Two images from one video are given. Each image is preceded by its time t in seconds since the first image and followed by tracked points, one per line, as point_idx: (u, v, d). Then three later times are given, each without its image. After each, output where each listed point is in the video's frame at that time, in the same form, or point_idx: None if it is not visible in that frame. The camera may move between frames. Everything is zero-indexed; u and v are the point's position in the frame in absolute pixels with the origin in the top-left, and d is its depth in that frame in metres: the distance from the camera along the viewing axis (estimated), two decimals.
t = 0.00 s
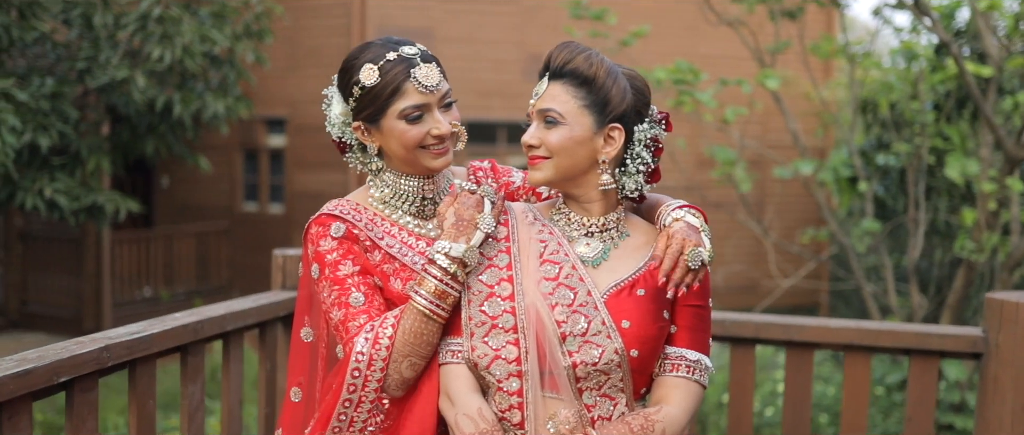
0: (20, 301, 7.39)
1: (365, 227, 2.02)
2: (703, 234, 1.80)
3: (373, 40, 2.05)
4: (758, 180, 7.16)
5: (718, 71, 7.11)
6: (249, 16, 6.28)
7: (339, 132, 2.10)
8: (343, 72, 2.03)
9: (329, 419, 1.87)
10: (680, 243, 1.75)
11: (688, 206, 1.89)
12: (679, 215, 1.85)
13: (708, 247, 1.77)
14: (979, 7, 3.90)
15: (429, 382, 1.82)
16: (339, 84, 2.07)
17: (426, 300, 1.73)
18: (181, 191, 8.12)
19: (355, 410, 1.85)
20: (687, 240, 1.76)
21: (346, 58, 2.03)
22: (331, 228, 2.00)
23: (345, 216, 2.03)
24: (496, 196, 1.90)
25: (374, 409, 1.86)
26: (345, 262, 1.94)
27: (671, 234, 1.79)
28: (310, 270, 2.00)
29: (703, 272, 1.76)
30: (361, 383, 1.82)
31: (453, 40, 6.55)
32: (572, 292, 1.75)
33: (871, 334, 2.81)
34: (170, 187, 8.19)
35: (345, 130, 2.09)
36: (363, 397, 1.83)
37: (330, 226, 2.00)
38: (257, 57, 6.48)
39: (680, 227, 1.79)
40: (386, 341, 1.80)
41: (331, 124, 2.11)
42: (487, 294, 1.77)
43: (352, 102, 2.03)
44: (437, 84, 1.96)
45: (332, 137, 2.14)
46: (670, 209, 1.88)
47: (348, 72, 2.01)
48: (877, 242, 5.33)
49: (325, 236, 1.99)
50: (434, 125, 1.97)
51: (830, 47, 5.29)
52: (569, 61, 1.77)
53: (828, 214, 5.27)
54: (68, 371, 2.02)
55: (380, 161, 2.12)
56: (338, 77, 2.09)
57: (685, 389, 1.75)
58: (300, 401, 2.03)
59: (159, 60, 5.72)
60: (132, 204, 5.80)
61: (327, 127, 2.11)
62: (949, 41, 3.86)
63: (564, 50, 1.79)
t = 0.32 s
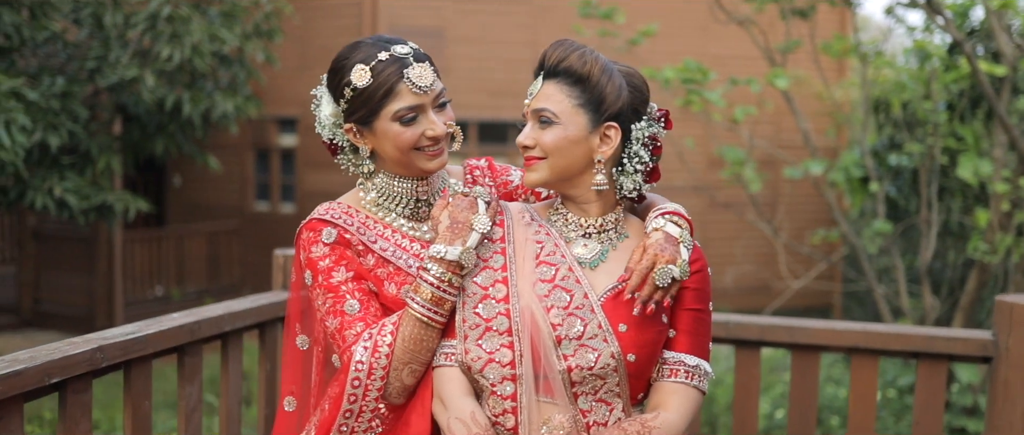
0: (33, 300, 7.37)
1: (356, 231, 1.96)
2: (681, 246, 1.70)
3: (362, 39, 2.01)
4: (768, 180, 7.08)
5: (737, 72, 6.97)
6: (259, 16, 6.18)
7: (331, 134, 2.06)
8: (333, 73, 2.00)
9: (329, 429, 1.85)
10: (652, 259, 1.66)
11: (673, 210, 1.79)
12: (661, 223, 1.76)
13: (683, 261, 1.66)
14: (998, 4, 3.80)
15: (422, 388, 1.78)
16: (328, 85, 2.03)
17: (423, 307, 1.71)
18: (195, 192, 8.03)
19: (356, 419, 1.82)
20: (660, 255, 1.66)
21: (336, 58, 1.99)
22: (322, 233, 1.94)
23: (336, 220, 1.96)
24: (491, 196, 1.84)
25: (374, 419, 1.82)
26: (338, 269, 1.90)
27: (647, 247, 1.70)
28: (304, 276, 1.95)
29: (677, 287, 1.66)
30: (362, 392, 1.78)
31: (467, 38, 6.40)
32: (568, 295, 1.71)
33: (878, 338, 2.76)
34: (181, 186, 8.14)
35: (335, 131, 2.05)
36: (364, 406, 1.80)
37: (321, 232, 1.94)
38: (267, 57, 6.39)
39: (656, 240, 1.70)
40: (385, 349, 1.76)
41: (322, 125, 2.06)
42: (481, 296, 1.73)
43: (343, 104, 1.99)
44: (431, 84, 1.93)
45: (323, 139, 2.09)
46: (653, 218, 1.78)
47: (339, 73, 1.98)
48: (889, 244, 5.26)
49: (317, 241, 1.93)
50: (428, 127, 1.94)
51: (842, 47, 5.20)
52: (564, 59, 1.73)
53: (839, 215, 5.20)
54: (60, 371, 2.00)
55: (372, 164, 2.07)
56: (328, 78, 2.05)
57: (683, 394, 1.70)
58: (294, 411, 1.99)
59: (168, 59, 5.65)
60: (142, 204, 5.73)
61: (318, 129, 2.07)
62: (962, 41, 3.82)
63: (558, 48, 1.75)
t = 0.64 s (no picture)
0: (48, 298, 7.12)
1: (351, 235, 1.92)
2: (669, 253, 1.66)
3: (354, 38, 1.98)
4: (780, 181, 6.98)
5: (750, 71, 6.80)
6: (271, 16, 6.00)
7: (323, 136, 2.04)
8: (325, 75, 1.96)
9: None
10: (635, 267, 1.64)
11: (669, 213, 1.72)
12: (650, 226, 1.70)
13: (668, 269, 1.63)
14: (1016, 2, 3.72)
15: (421, 393, 1.74)
16: (320, 86, 1.99)
17: (418, 312, 1.68)
18: (210, 192, 7.81)
19: (354, 429, 1.78)
20: (644, 263, 1.64)
21: (327, 59, 1.96)
22: (315, 239, 1.89)
23: (329, 225, 1.92)
24: (487, 198, 1.82)
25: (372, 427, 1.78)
26: (332, 276, 1.85)
27: (633, 252, 1.67)
28: (298, 282, 1.91)
29: (661, 295, 1.64)
30: (360, 400, 1.75)
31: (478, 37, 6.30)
32: (566, 298, 1.68)
33: (888, 341, 2.72)
34: (196, 186, 7.87)
35: (329, 134, 2.02)
36: (362, 415, 1.76)
37: (315, 237, 1.90)
38: (279, 57, 6.26)
39: (643, 246, 1.66)
40: (382, 356, 1.72)
41: (314, 128, 2.04)
42: (478, 298, 1.69)
43: (336, 106, 1.96)
44: (426, 85, 1.90)
45: (316, 141, 2.06)
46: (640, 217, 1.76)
47: (331, 74, 1.94)
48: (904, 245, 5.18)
49: (310, 247, 1.89)
50: (424, 128, 1.91)
51: (855, 46, 5.11)
52: (560, 58, 1.70)
53: (853, 215, 5.12)
54: (55, 373, 1.98)
55: (365, 167, 2.04)
56: (319, 79, 2.02)
57: (684, 400, 1.66)
58: (290, 420, 1.94)
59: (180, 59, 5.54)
60: (155, 203, 5.62)
61: (310, 132, 2.04)
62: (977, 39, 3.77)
63: (554, 47, 1.72)
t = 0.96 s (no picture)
0: (62, 298, 7.03)
1: (346, 238, 1.90)
2: (659, 256, 1.62)
3: (345, 38, 1.95)
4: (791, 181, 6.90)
5: (762, 72, 6.59)
6: (281, 16, 5.94)
7: (317, 140, 2.01)
8: (317, 78, 1.94)
9: None
10: (622, 270, 1.61)
11: (663, 215, 1.68)
12: (642, 228, 1.66)
13: (656, 273, 1.60)
14: None
15: (416, 398, 1.71)
16: (312, 89, 1.97)
17: (413, 316, 1.65)
18: (227, 193, 7.77)
19: None
20: (632, 267, 1.60)
21: (318, 62, 1.93)
22: (310, 241, 1.87)
23: (325, 227, 1.90)
24: (485, 198, 1.79)
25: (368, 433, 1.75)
26: (327, 279, 1.83)
27: (621, 255, 1.63)
28: (293, 285, 1.89)
29: (648, 300, 1.61)
30: (355, 406, 1.71)
31: (491, 37, 6.20)
32: (564, 301, 1.65)
33: (898, 344, 2.67)
34: (209, 186, 7.82)
35: (324, 138, 1.99)
36: (356, 421, 1.73)
37: (309, 240, 1.87)
38: (290, 57, 6.16)
39: (632, 249, 1.63)
40: (378, 361, 1.69)
41: (308, 132, 2.01)
42: (474, 301, 1.66)
43: (329, 109, 1.94)
44: (420, 85, 1.88)
45: (311, 146, 2.04)
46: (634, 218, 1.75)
47: (323, 77, 1.92)
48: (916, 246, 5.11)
49: (304, 250, 1.86)
50: (420, 129, 1.89)
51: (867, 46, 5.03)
52: (554, 58, 1.68)
53: (866, 216, 5.05)
54: (50, 375, 1.97)
55: (359, 170, 2.01)
56: (311, 82, 2.00)
57: (684, 407, 1.62)
58: (284, 425, 1.92)
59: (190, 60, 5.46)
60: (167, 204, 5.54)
61: (304, 136, 2.02)
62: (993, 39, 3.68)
63: (548, 46, 1.70)
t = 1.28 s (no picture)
0: (78, 298, 6.90)
1: (343, 239, 1.87)
2: (650, 258, 1.59)
3: (340, 39, 1.93)
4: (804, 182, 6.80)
5: (776, 73, 6.46)
6: (293, 16, 5.81)
7: (315, 143, 1.98)
8: (313, 79, 1.91)
9: None
10: (611, 272, 1.59)
11: (658, 216, 1.65)
12: (635, 229, 1.64)
13: (646, 276, 1.57)
14: None
15: (412, 403, 1.69)
16: (308, 92, 1.94)
17: (409, 320, 1.62)
18: (242, 193, 7.47)
19: None
20: (620, 269, 1.58)
21: (314, 63, 1.91)
22: (306, 243, 1.84)
23: (322, 228, 1.87)
24: (484, 199, 1.76)
25: None
26: (323, 281, 1.80)
27: (611, 256, 1.61)
28: (289, 288, 1.86)
29: (636, 302, 1.59)
30: (349, 411, 1.68)
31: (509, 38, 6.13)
32: (563, 304, 1.62)
33: (908, 348, 2.62)
34: (223, 187, 7.56)
35: (322, 141, 1.97)
36: (351, 426, 1.70)
37: (306, 241, 1.84)
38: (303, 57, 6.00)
39: (623, 250, 1.60)
40: (373, 365, 1.67)
41: (305, 135, 1.99)
42: (471, 304, 1.63)
43: (326, 111, 1.91)
44: (418, 85, 1.85)
45: (309, 150, 2.01)
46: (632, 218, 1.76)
47: (318, 79, 1.89)
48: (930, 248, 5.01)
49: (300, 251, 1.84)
50: (420, 129, 1.86)
51: (881, 46, 4.95)
52: (551, 57, 1.71)
53: (879, 217, 4.96)
54: (47, 376, 1.95)
55: (358, 173, 1.98)
56: (306, 84, 1.97)
57: (686, 414, 1.59)
58: (278, 429, 1.90)
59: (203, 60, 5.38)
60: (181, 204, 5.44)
61: (301, 139, 1.99)
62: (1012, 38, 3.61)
63: (547, 45, 1.73)
